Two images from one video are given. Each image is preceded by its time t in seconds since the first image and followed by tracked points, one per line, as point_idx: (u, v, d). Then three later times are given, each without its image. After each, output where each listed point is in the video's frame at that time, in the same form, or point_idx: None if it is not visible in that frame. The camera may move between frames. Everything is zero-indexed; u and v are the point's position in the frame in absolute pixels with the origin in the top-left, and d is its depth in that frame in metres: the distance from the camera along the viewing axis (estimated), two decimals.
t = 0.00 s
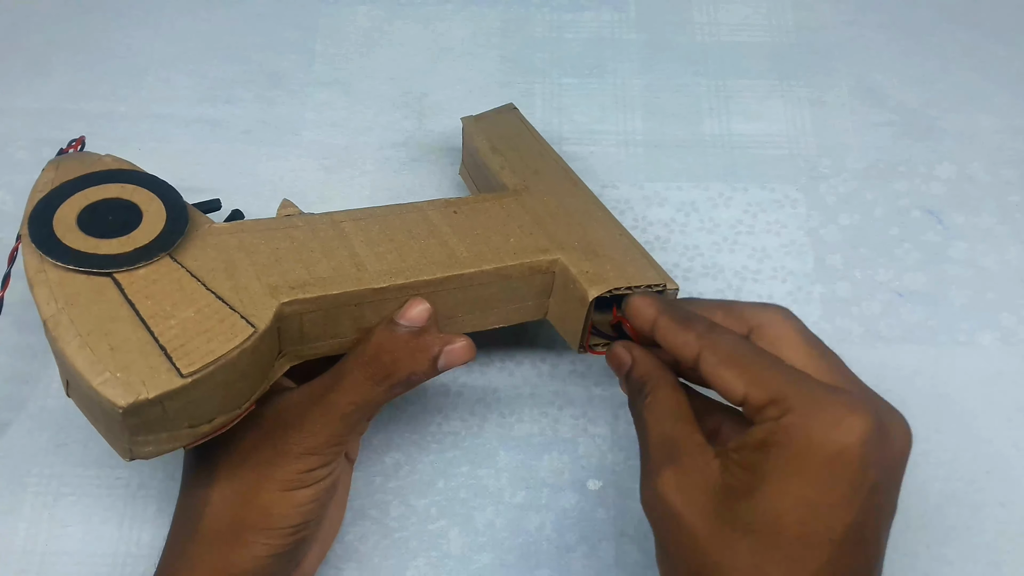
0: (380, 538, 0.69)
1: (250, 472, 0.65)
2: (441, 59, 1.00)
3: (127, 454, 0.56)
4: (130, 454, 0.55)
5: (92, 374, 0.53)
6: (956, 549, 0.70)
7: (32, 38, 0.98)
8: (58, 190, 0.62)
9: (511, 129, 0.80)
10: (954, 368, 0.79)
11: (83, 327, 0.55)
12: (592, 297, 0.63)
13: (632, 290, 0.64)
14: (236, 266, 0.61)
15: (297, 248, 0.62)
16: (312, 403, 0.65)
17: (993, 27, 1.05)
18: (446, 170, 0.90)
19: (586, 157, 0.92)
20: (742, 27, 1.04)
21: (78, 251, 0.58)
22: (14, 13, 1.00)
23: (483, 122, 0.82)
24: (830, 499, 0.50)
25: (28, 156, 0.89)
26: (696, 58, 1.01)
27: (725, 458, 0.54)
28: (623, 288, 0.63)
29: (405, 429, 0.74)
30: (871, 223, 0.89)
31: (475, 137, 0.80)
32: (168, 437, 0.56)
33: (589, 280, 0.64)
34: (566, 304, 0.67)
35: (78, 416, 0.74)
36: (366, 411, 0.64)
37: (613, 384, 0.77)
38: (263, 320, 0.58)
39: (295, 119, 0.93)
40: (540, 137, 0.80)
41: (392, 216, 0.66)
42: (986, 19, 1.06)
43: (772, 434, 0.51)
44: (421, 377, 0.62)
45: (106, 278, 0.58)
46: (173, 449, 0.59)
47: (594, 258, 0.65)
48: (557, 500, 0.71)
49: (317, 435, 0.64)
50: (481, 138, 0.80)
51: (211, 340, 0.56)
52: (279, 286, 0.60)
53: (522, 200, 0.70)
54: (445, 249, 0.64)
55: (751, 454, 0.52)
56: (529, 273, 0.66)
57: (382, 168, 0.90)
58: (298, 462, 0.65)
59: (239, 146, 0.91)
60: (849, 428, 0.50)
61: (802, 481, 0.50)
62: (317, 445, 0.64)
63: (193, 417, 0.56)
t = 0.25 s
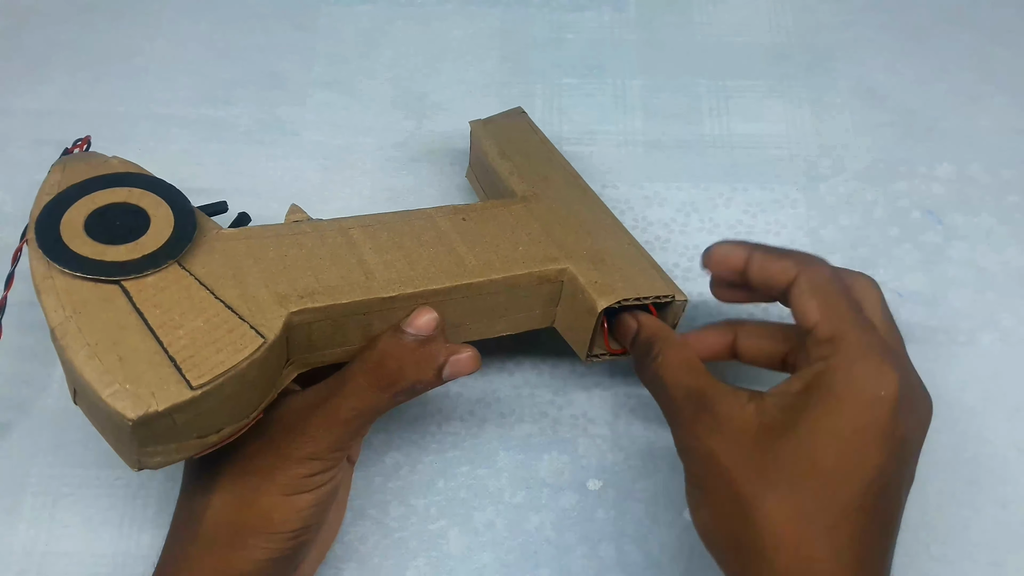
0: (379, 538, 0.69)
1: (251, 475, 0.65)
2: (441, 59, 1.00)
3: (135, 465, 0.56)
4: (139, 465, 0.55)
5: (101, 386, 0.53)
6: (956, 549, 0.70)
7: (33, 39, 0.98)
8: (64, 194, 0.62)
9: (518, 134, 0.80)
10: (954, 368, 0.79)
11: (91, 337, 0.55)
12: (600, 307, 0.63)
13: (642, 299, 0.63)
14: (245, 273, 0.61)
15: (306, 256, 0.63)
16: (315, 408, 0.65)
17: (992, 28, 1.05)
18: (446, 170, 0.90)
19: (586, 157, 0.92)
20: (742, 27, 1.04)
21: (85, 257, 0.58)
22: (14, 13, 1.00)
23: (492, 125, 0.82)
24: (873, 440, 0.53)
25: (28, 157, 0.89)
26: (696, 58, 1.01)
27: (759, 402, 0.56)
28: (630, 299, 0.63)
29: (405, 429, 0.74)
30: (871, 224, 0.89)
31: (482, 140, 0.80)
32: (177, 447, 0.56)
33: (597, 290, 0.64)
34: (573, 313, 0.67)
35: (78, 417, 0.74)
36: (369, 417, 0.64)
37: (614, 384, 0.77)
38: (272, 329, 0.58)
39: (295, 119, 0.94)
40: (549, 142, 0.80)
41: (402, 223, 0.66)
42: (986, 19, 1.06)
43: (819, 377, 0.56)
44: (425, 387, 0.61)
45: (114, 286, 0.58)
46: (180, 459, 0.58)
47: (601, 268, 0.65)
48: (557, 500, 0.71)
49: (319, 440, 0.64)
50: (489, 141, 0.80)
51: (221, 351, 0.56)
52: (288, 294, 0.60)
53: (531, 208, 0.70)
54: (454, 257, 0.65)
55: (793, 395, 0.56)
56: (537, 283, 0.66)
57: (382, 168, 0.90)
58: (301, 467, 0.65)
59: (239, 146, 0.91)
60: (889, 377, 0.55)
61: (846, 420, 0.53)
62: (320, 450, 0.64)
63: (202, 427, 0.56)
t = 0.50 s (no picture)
0: (379, 538, 0.69)
1: (253, 474, 0.65)
2: (441, 59, 1.00)
3: (137, 465, 0.56)
4: (142, 465, 0.56)
5: (103, 387, 0.53)
6: (956, 549, 0.69)
7: (33, 38, 0.98)
8: (70, 194, 0.62)
9: (527, 133, 0.80)
10: (954, 368, 0.79)
11: (94, 338, 0.55)
12: (609, 309, 0.63)
13: (649, 302, 0.64)
14: (250, 275, 0.61)
15: (312, 257, 0.62)
16: (318, 409, 0.64)
17: (992, 28, 1.05)
18: (446, 169, 0.90)
19: (586, 157, 0.92)
20: (742, 27, 1.04)
21: (91, 260, 0.58)
22: (13, 12, 1.00)
23: (498, 125, 0.82)
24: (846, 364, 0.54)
25: (27, 156, 0.89)
26: (697, 58, 1.01)
27: (737, 349, 0.58)
28: (639, 301, 0.64)
29: (405, 429, 0.74)
30: (871, 224, 0.89)
31: (491, 141, 0.80)
32: (179, 448, 0.56)
33: (605, 293, 0.64)
34: (581, 315, 0.67)
35: (78, 416, 0.74)
36: (371, 420, 0.63)
37: (614, 384, 0.77)
38: (276, 331, 0.58)
39: (295, 118, 0.94)
40: (555, 140, 0.80)
41: (408, 224, 0.66)
42: (986, 19, 1.06)
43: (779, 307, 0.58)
44: (429, 391, 0.61)
45: (118, 287, 0.58)
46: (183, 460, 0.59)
47: (609, 270, 0.66)
48: (558, 500, 0.71)
49: (322, 442, 0.63)
50: (497, 142, 0.79)
51: (223, 353, 0.56)
52: (294, 296, 0.60)
53: (539, 208, 0.70)
54: (460, 258, 0.65)
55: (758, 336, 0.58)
56: (544, 285, 0.66)
57: (382, 168, 0.90)
58: (303, 468, 0.64)
59: (239, 145, 0.91)
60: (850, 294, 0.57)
61: (815, 347, 0.54)
62: (323, 452, 0.64)
63: (204, 428, 0.56)
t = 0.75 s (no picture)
0: (379, 538, 0.69)
1: (247, 471, 0.65)
2: (441, 59, 1.00)
3: (128, 462, 0.56)
4: (132, 462, 0.56)
5: (91, 385, 0.53)
6: (956, 549, 0.69)
7: (33, 38, 0.98)
8: (53, 191, 0.62)
9: (513, 120, 0.80)
10: (954, 368, 0.79)
11: (82, 336, 0.55)
12: (595, 297, 0.63)
13: (636, 288, 0.64)
14: (234, 270, 0.60)
15: (297, 250, 0.62)
16: (311, 404, 0.64)
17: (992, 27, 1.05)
18: (446, 169, 0.90)
19: (586, 157, 0.92)
20: (742, 27, 1.04)
21: (76, 257, 0.58)
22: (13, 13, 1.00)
23: (486, 113, 0.81)
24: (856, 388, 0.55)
25: (28, 157, 0.89)
26: (696, 58, 1.01)
27: (748, 375, 0.58)
28: (626, 288, 0.64)
29: (405, 429, 0.74)
30: (871, 224, 0.89)
31: (476, 129, 0.80)
32: (170, 444, 0.56)
33: (591, 280, 0.64)
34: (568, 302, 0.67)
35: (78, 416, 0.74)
36: (365, 413, 0.64)
37: (614, 384, 0.77)
38: (263, 325, 0.58)
39: (295, 119, 0.94)
40: (542, 127, 0.80)
41: (393, 215, 0.66)
42: (986, 19, 1.06)
43: (786, 332, 0.59)
44: (421, 380, 0.61)
45: (104, 285, 0.58)
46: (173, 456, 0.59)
47: (595, 257, 0.66)
48: (558, 500, 0.71)
49: (316, 436, 0.64)
50: (483, 130, 0.79)
51: (212, 349, 0.56)
52: (279, 289, 0.60)
53: (525, 196, 0.70)
54: (446, 249, 0.64)
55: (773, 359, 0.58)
56: (531, 273, 0.66)
57: (382, 168, 0.90)
58: (298, 463, 0.64)
59: (240, 145, 0.91)
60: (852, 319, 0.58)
61: (823, 370, 0.55)
62: (317, 446, 0.64)
63: (194, 424, 0.56)
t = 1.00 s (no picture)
0: (379, 538, 0.69)
1: (248, 475, 0.65)
2: (441, 59, 1.00)
3: (134, 474, 0.56)
4: (139, 475, 0.55)
5: (97, 400, 0.53)
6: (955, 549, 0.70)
7: (33, 38, 0.98)
8: (53, 197, 0.61)
9: (514, 122, 0.80)
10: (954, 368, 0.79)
11: (86, 349, 0.55)
12: (596, 306, 0.64)
13: (638, 298, 0.65)
14: (238, 279, 0.61)
15: (300, 258, 0.63)
16: (313, 410, 0.64)
17: (993, 27, 1.05)
18: (446, 169, 0.90)
19: (586, 157, 0.92)
20: (742, 27, 1.04)
21: (76, 265, 0.58)
22: (13, 12, 1.00)
23: (485, 112, 0.81)
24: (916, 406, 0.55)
25: (28, 156, 0.89)
26: (697, 58, 1.01)
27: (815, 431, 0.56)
28: (628, 297, 0.64)
29: (406, 429, 0.74)
30: (871, 224, 0.89)
31: (477, 130, 0.80)
32: (177, 456, 0.56)
33: (593, 289, 0.65)
34: (569, 309, 0.68)
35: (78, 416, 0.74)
36: (366, 420, 0.63)
37: (614, 384, 0.77)
38: (270, 337, 0.58)
39: (295, 118, 0.94)
40: (542, 130, 0.80)
41: (396, 221, 0.66)
42: (986, 19, 1.06)
43: (855, 380, 0.57)
44: (422, 388, 0.61)
45: (107, 294, 0.58)
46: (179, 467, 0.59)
47: (597, 266, 0.66)
48: (558, 500, 0.71)
49: (317, 442, 0.63)
50: (484, 131, 0.79)
51: (218, 362, 0.56)
52: (284, 299, 0.60)
53: (526, 202, 0.71)
54: (450, 257, 0.65)
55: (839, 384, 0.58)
56: (533, 280, 0.66)
57: (382, 168, 0.90)
58: (298, 468, 0.64)
59: (239, 145, 0.91)
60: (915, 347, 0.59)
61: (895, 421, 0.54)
62: (318, 452, 0.64)
63: (200, 435, 0.56)
